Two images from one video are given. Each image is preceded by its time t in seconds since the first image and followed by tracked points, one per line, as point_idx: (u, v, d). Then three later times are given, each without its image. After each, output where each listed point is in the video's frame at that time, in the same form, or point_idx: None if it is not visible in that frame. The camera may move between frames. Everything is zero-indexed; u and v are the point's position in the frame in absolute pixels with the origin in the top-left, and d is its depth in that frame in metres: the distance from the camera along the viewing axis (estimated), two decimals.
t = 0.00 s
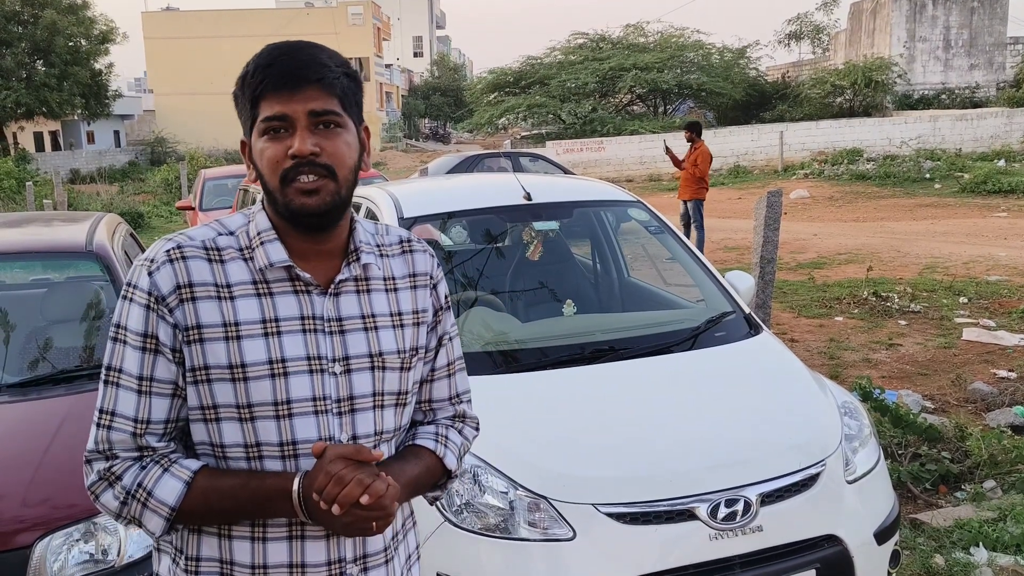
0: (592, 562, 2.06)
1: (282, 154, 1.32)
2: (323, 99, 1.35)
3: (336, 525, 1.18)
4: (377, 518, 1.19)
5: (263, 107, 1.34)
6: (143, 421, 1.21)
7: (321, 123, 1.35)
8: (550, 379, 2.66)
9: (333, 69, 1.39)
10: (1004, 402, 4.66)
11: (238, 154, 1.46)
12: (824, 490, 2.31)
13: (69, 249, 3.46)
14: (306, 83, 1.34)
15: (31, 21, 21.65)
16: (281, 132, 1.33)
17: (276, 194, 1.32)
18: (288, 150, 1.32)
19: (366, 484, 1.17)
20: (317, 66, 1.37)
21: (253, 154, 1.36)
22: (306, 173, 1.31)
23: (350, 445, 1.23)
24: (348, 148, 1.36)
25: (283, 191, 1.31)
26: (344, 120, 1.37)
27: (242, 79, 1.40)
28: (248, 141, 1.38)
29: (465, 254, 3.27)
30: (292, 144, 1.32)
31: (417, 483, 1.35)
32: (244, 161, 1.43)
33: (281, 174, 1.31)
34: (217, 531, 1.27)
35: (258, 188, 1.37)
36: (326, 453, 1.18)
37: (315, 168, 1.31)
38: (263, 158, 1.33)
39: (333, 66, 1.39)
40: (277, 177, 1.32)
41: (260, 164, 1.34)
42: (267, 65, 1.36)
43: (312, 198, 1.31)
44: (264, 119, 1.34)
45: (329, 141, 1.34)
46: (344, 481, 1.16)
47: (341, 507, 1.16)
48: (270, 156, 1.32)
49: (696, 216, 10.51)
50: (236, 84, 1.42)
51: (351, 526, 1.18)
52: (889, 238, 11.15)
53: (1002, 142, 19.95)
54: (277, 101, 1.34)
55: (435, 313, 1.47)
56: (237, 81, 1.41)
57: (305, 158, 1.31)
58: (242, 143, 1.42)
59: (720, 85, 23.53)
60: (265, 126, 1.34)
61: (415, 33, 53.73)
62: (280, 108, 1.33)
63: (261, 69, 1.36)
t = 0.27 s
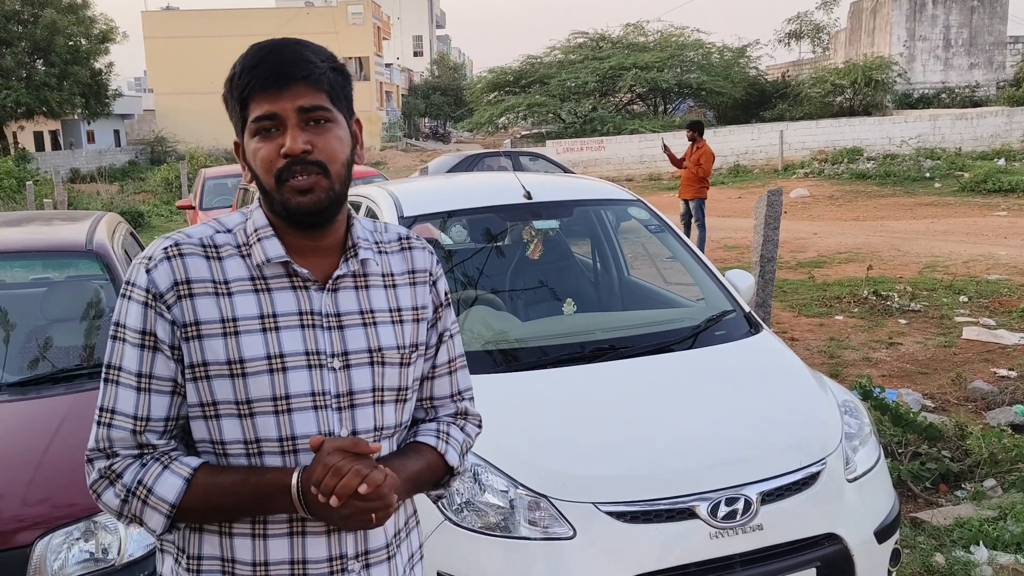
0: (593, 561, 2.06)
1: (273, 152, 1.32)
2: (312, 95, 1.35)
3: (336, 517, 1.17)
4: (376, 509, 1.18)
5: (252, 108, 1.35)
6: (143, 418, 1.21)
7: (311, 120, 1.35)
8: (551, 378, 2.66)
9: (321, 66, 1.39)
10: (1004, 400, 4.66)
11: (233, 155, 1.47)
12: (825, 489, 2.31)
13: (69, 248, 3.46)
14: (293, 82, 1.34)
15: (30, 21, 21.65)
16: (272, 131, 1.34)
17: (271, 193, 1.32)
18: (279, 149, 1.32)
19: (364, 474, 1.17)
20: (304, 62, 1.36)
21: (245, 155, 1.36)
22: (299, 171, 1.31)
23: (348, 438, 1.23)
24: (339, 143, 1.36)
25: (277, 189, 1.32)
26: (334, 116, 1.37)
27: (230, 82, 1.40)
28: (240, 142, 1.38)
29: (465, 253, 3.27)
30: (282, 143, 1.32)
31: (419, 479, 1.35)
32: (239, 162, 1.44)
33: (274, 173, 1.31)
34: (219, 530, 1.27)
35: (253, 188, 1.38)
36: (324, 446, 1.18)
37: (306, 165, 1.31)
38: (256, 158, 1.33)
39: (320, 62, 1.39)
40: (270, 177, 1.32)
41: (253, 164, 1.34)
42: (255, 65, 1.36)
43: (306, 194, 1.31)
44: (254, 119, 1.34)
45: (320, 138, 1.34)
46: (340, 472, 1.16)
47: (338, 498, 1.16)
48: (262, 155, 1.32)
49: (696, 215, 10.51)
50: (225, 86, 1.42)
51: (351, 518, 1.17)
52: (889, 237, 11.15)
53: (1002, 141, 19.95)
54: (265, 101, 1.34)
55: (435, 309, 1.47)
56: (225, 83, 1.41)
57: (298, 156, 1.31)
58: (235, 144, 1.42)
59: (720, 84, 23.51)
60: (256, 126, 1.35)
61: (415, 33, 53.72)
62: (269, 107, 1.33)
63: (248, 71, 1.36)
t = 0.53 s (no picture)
0: (592, 559, 2.06)
1: (276, 141, 1.31)
2: (319, 88, 1.35)
3: (333, 508, 1.17)
4: (374, 506, 1.17)
5: (258, 94, 1.34)
6: (140, 416, 1.21)
7: (316, 113, 1.35)
8: (551, 375, 2.66)
9: (328, 61, 1.39)
10: (1005, 398, 4.66)
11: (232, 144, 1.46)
12: (825, 486, 2.31)
13: (69, 246, 3.46)
14: (301, 73, 1.35)
15: (30, 19, 21.65)
16: (276, 120, 1.33)
17: (269, 183, 1.31)
18: (282, 138, 1.31)
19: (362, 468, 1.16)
20: (313, 56, 1.37)
21: (246, 143, 1.36)
22: (301, 161, 1.30)
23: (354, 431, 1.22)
24: (341, 139, 1.36)
25: (276, 179, 1.31)
26: (339, 112, 1.37)
27: (237, 67, 1.39)
28: (242, 128, 1.37)
29: (465, 251, 3.26)
30: (285, 132, 1.32)
31: (423, 473, 1.34)
32: (238, 150, 1.43)
33: (274, 163, 1.31)
34: (219, 528, 1.26)
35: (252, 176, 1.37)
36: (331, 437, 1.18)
37: (307, 157, 1.30)
38: (257, 147, 1.33)
39: (328, 57, 1.39)
40: (270, 166, 1.31)
41: (253, 152, 1.33)
42: (265, 54, 1.35)
43: (305, 187, 1.30)
44: (259, 106, 1.33)
45: (323, 130, 1.34)
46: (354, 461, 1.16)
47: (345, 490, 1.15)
48: (263, 144, 1.32)
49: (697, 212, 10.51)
50: (232, 72, 1.42)
51: (346, 512, 1.17)
52: (890, 235, 11.14)
53: (1003, 138, 19.92)
54: (272, 89, 1.33)
55: (435, 305, 1.47)
56: (233, 69, 1.40)
57: (300, 146, 1.30)
58: (236, 130, 1.41)
59: (720, 81, 23.48)
60: (260, 113, 1.34)
61: (414, 31, 53.69)
62: (276, 96, 1.33)
63: (258, 59, 1.36)
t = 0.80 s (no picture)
0: (593, 556, 2.06)
1: (291, 140, 1.31)
2: (340, 95, 1.35)
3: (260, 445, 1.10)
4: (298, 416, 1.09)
5: (279, 91, 1.33)
6: (129, 409, 1.19)
7: (335, 117, 1.35)
8: (552, 373, 2.66)
9: (353, 67, 1.39)
10: (1007, 395, 4.66)
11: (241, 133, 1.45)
12: (825, 483, 2.31)
13: (70, 244, 3.46)
14: (325, 76, 1.34)
15: (32, 18, 21.66)
16: (294, 121, 1.32)
17: (278, 181, 1.31)
18: (298, 140, 1.31)
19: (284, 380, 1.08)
20: (341, 63, 1.37)
21: (259, 136, 1.35)
22: (311, 165, 1.30)
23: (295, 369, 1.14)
24: (356, 145, 1.36)
25: (284, 178, 1.31)
26: (355, 118, 1.37)
27: (261, 57, 1.38)
28: (256, 120, 1.36)
29: (465, 249, 3.26)
30: (302, 133, 1.31)
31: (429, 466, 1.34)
32: (248, 138, 1.42)
33: (286, 159, 1.31)
34: (216, 525, 1.26)
35: (260, 169, 1.36)
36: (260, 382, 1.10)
37: (321, 160, 1.30)
38: (270, 142, 1.32)
39: (354, 64, 1.39)
40: (282, 163, 1.31)
41: (266, 147, 1.33)
42: (293, 49, 1.35)
43: (312, 191, 1.30)
44: (279, 103, 1.33)
45: (339, 136, 1.34)
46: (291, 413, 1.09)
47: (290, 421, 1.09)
48: (277, 141, 1.31)
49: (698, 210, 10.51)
50: (253, 60, 1.40)
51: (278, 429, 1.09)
52: (891, 232, 11.13)
53: (1005, 136, 19.89)
54: (294, 89, 1.33)
55: (435, 301, 1.48)
56: (256, 58, 1.39)
57: (315, 150, 1.30)
58: (248, 119, 1.40)
59: (722, 80, 23.45)
60: (278, 110, 1.33)
61: (415, 29, 53.62)
62: (297, 97, 1.32)
63: (284, 55, 1.35)
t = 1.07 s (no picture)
0: (595, 553, 2.06)
1: (296, 136, 1.31)
2: (340, 88, 1.36)
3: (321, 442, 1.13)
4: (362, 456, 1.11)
5: (280, 88, 1.34)
6: (143, 406, 1.19)
7: (337, 110, 1.35)
8: (555, 369, 2.67)
9: (350, 61, 1.40)
10: (1009, 392, 4.65)
11: (243, 136, 1.45)
12: (828, 482, 2.31)
13: (74, 243, 3.47)
14: (325, 71, 1.35)
15: (34, 17, 21.67)
16: (297, 115, 1.33)
17: (286, 177, 1.32)
18: (303, 133, 1.31)
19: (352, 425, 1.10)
20: (338, 57, 1.38)
21: (263, 136, 1.35)
22: (320, 157, 1.31)
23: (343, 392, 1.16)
24: (359, 137, 1.37)
25: (293, 173, 1.31)
26: (357, 111, 1.38)
27: (259, 59, 1.39)
28: (259, 120, 1.36)
29: (468, 247, 3.26)
30: (306, 128, 1.32)
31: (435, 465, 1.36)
32: (252, 141, 1.42)
33: (293, 157, 1.31)
34: (220, 524, 1.26)
35: (265, 169, 1.36)
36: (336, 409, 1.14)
37: (328, 152, 1.31)
38: (274, 140, 1.33)
39: (351, 57, 1.40)
40: (288, 160, 1.31)
41: (271, 145, 1.33)
42: (290, 48, 1.36)
43: (323, 182, 1.31)
44: (281, 100, 1.33)
45: (343, 129, 1.35)
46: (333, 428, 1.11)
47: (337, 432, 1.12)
48: (283, 138, 1.32)
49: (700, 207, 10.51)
50: (252, 63, 1.41)
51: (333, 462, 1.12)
52: (893, 230, 11.11)
53: (1008, 133, 19.85)
54: (294, 85, 1.33)
55: (439, 300, 1.49)
56: (253, 60, 1.40)
57: (321, 142, 1.31)
58: (251, 122, 1.41)
59: (724, 77, 23.42)
60: (281, 107, 1.33)
61: (417, 27, 53.60)
62: (299, 93, 1.33)
63: (282, 53, 1.36)
